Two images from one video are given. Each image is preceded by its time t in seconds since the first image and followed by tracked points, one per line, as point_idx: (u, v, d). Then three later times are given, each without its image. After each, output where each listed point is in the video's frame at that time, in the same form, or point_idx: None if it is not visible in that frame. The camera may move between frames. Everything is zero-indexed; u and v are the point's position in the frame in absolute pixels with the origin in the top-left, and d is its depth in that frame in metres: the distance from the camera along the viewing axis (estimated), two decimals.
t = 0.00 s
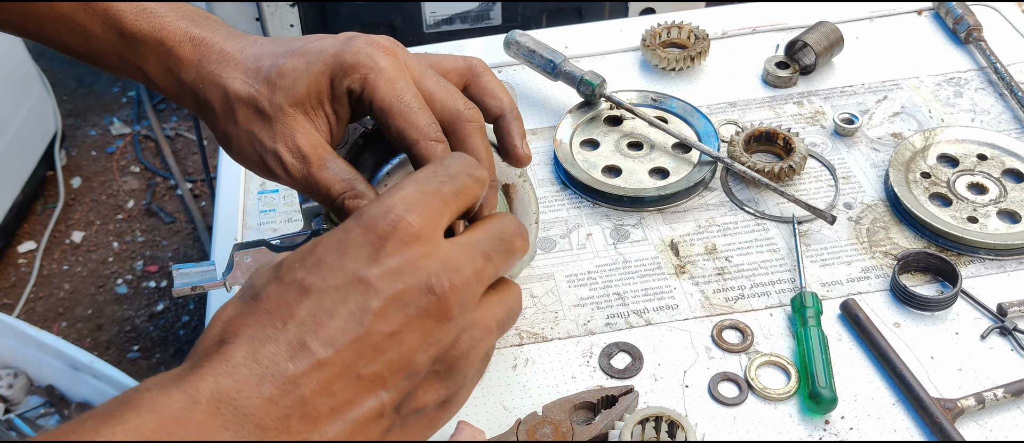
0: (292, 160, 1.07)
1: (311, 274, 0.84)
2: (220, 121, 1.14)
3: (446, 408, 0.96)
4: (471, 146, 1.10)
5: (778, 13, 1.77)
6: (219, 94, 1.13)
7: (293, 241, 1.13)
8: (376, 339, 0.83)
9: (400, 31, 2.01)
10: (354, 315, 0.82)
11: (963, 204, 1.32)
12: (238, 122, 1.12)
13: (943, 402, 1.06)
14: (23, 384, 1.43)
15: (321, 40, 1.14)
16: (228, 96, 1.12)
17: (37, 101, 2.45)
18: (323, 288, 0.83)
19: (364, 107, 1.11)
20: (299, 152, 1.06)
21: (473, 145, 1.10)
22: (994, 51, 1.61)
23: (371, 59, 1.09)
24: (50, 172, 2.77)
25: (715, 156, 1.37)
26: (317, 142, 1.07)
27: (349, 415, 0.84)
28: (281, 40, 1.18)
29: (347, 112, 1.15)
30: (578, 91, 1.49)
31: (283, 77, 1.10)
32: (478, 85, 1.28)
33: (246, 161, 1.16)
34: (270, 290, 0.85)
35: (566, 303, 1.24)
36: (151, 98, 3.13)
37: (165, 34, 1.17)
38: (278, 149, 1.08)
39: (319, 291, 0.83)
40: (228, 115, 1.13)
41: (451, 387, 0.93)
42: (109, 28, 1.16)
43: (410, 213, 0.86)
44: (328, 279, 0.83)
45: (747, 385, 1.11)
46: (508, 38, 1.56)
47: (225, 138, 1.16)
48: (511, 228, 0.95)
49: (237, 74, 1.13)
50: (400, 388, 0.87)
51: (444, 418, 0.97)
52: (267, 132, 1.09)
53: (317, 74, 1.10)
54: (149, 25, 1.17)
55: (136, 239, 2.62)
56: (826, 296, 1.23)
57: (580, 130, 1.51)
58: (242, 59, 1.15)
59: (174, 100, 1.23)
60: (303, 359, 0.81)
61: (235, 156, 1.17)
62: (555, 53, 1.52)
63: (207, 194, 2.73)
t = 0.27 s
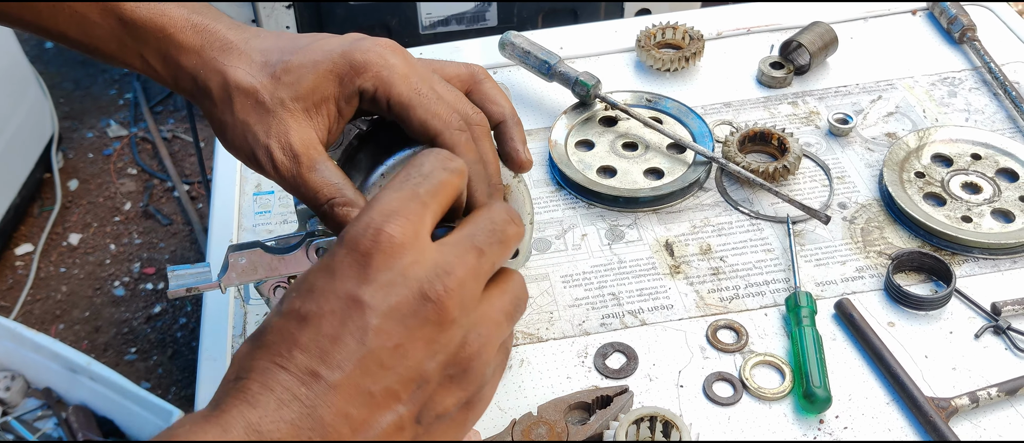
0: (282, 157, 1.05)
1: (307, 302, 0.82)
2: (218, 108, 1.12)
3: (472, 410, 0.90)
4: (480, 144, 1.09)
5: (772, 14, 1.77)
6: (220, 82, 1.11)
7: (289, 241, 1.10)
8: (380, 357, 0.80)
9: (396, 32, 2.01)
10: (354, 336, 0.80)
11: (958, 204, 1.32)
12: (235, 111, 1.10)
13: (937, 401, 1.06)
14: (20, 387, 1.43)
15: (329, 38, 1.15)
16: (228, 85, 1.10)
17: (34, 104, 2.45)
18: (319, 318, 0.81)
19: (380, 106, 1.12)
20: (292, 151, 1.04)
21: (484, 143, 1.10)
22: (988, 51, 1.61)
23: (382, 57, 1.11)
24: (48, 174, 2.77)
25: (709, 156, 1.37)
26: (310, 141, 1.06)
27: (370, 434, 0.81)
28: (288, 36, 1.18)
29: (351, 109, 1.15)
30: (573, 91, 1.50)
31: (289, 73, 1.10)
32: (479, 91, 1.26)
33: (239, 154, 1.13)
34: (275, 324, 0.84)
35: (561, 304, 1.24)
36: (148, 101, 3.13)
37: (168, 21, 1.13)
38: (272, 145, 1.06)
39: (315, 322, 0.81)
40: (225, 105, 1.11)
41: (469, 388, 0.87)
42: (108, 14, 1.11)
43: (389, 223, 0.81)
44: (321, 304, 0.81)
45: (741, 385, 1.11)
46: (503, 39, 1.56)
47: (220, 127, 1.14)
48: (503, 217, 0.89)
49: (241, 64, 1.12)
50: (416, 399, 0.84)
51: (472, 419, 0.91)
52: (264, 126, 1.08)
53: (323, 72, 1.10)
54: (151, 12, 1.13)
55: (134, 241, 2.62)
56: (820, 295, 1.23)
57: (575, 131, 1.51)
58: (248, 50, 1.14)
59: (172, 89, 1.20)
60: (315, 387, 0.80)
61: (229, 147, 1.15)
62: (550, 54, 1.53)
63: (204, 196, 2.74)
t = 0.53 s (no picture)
0: (309, 153, 1.01)
1: (329, 330, 0.82)
2: (245, 94, 1.08)
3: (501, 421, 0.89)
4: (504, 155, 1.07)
5: (770, 11, 1.77)
6: (246, 69, 1.07)
7: (287, 240, 1.10)
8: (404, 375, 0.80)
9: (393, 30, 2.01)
10: (376, 358, 0.79)
11: (957, 201, 1.32)
12: (261, 101, 1.06)
13: (937, 398, 1.06)
14: (18, 387, 1.43)
15: (359, 31, 1.12)
16: (255, 73, 1.06)
17: (31, 103, 2.44)
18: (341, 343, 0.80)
19: (415, 104, 1.11)
20: (320, 146, 1.01)
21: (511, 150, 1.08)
22: (986, 48, 1.61)
23: (413, 55, 1.10)
24: (45, 174, 2.76)
25: (708, 154, 1.37)
26: (338, 137, 1.02)
27: None
28: (317, 22, 1.15)
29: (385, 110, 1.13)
30: (572, 89, 1.49)
31: (319, 67, 1.06)
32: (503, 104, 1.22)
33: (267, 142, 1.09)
34: (301, 354, 0.83)
35: (559, 302, 1.23)
36: (145, 100, 3.13)
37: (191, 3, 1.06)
38: (299, 139, 1.02)
39: (337, 347, 0.81)
40: (251, 93, 1.07)
41: (496, 398, 0.86)
42: None
43: (402, 245, 0.81)
44: (343, 329, 0.81)
45: (741, 382, 1.10)
46: (501, 37, 1.56)
47: (246, 114, 1.10)
48: (515, 231, 0.89)
49: (269, 52, 1.08)
50: (444, 414, 0.83)
51: (503, 430, 0.90)
52: (291, 119, 1.04)
53: (354, 68, 1.07)
54: None
55: (131, 241, 2.62)
56: (820, 292, 1.22)
57: (573, 129, 1.51)
58: (277, 37, 1.10)
59: (198, 69, 1.15)
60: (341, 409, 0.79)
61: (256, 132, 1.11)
62: (549, 52, 1.52)
63: (202, 196, 2.73)
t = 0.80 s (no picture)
0: (319, 165, 1.02)
1: (344, 336, 0.82)
2: (257, 102, 1.08)
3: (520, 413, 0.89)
4: (502, 180, 1.06)
5: (770, 10, 1.77)
6: (260, 77, 1.06)
7: (287, 239, 1.09)
8: (419, 373, 0.80)
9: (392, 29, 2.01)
10: (391, 359, 0.80)
11: (957, 200, 1.32)
12: (273, 110, 1.06)
13: (937, 397, 1.06)
14: (16, 386, 1.42)
15: (374, 44, 1.10)
16: (268, 83, 1.05)
17: (29, 102, 2.43)
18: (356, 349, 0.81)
19: (423, 118, 1.09)
20: (329, 159, 1.01)
21: (510, 175, 1.07)
22: (986, 47, 1.61)
23: (425, 71, 1.07)
24: (43, 173, 2.75)
25: (708, 153, 1.36)
26: (349, 150, 1.02)
27: None
28: (334, 33, 1.13)
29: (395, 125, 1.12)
30: (571, 88, 1.49)
31: (331, 80, 1.05)
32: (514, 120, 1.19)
33: (277, 149, 1.09)
34: (318, 360, 0.84)
35: (559, 301, 1.23)
36: (143, 99, 3.12)
37: (210, 10, 1.05)
38: (308, 151, 1.03)
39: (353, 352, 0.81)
40: (264, 102, 1.07)
41: (512, 391, 0.86)
42: None
43: (408, 247, 0.81)
44: (356, 335, 0.81)
45: (741, 381, 1.10)
46: (500, 36, 1.55)
47: (258, 121, 1.10)
48: (519, 224, 0.90)
49: (282, 62, 1.07)
50: (461, 408, 0.83)
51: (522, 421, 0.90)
52: (301, 130, 1.04)
53: (365, 81, 1.06)
54: None
55: (130, 240, 2.61)
56: (820, 291, 1.22)
57: (573, 128, 1.51)
58: (291, 47, 1.09)
59: (213, 73, 1.14)
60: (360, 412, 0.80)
61: (267, 139, 1.11)
62: (548, 51, 1.52)
63: (200, 195, 2.72)
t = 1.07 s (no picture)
0: (332, 160, 1.01)
1: (360, 333, 0.81)
2: (266, 99, 1.07)
3: (543, 397, 0.89)
4: (505, 182, 1.03)
5: (770, 8, 1.77)
6: (267, 74, 1.05)
7: (287, 238, 1.09)
8: (441, 361, 0.79)
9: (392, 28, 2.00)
10: (411, 350, 0.79)
11: (957, 199, 1.32)
12: (283, 107, 1.05)
13: (938, 396, 1.06)
14: (16, 384, 1.42)
15: (383, 44, 1.10)
16: (277, 80, 1.05)
17: (29, 100, 2.43)
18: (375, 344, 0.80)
19: (432, 121, 1.08)
20: (344, 155, 1.00)
21: (514, 177, 1.04)
22: (986, 46, 1.61)
23: (436, 72, 1.07)
24: (42, 171, 2.75)
25: (709, 151, 1.36)
26: (363, 146, 1.02)
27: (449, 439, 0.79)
28: (342, 33, 1.13)
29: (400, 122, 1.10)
30: (572, 87, 1.49)
31: (341, 76, 1.05)
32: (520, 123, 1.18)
33: (285, 148, 1.08)
34: (336, 360, 0.83)
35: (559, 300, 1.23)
36: (143, 97, 3.12)
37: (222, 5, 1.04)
38: (322, 148, 1.02)
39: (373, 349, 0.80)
40: (272, 99, 1.06)
41: (533, 374, 0.86)
42: None
43: (417, 238, 0.81)
44: (372, 330, 0.80)
45: (742, 381, 1.10)
46: (501, 34, 1.55)
47: (264, 119, 1.09)
48: (521, 214, 0.91)
49: (291, 59, 1.06)
50: (484, 395, 0.82)
51: (546, 406, 0.90)
52: (313, 128, 1.03)
53: (376, 79, 1.05)
54: None
55: (129, 238, 2.61)
56: (820, 290, 1.22)
57: (574, 126, 1.50)
58: (299, 44, 1.08)
59: (219, 70, 1.12)
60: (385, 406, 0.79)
61: (274, 138, 1.09)
62: (548, 49, 1.52)
63: (200, 193, 2.72)
